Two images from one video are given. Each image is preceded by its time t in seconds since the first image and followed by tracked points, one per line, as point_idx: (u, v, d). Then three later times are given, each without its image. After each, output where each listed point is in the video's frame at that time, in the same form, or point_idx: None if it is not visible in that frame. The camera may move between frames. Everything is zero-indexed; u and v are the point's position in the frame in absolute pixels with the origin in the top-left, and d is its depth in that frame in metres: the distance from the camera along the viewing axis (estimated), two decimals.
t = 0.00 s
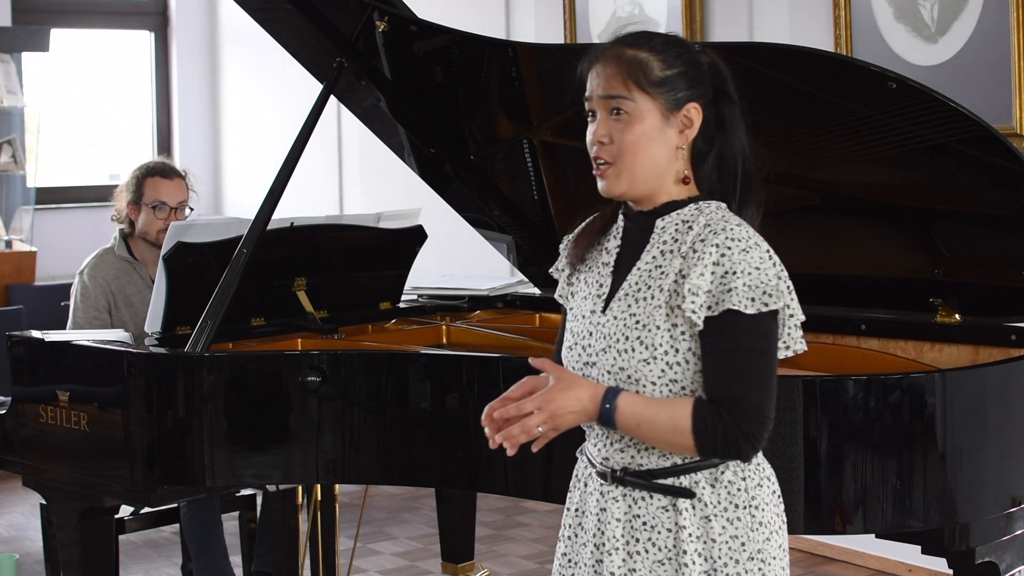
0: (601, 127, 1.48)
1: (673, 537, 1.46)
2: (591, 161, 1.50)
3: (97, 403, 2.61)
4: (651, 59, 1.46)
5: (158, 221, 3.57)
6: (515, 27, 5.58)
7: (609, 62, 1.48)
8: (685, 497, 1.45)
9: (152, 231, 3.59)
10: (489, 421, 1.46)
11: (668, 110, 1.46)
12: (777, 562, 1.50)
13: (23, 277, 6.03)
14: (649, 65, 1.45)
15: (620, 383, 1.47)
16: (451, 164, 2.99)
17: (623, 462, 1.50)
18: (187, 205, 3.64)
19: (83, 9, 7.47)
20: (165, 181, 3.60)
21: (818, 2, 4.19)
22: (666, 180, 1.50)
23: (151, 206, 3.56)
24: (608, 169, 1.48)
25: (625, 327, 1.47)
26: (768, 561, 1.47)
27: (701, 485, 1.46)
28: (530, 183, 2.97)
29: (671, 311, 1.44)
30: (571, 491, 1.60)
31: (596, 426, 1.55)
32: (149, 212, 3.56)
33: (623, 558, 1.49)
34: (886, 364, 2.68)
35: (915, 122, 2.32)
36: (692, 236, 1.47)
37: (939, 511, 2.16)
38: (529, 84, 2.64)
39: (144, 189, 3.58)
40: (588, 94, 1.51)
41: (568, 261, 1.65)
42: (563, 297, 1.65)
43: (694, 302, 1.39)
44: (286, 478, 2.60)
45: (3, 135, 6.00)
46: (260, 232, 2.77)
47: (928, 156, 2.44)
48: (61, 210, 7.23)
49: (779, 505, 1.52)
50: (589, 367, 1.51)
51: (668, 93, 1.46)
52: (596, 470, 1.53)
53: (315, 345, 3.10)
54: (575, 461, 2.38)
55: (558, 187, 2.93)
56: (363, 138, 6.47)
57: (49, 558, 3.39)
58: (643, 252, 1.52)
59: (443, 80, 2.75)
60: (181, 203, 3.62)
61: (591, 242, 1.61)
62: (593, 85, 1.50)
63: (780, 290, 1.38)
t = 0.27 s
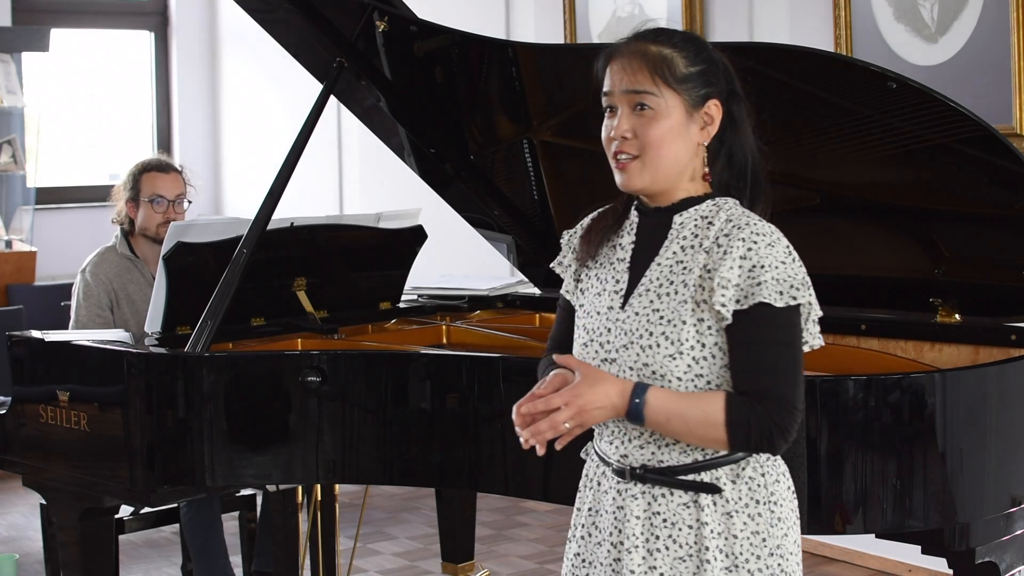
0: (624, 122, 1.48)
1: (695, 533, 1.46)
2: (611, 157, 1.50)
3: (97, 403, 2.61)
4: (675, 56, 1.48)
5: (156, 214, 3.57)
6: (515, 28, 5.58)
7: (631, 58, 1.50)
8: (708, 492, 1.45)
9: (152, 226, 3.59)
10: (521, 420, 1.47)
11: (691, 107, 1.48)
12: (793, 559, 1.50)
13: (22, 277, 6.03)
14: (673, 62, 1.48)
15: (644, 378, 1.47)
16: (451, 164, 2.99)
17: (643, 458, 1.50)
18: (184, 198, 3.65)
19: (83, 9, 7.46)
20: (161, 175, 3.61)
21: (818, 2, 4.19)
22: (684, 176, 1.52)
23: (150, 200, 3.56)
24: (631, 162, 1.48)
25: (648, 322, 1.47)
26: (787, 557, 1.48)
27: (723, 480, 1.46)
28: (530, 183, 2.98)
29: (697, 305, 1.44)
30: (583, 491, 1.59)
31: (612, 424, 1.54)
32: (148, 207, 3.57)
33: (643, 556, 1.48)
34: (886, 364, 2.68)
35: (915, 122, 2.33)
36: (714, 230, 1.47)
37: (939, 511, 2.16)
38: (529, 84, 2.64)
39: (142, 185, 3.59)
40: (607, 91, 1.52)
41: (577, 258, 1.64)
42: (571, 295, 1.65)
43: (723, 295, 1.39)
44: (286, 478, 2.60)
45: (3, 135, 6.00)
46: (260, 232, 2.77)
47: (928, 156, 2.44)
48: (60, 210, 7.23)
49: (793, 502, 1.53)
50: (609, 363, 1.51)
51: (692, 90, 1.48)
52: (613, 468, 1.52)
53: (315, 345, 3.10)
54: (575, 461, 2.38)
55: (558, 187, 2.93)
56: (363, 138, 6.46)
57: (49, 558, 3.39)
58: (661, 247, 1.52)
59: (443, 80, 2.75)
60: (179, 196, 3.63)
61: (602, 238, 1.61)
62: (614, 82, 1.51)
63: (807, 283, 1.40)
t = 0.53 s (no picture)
0: (632, 121, 1.48)
1: (703, 533, 1.46)
2: (618, 155, 1.50)
3: (97, 403, 2.61)
4: (683, 55, 1.48)
5: (157, 213, 3.57)
6: (515, 28, 5.58)
7: (638, 57, 1.50)
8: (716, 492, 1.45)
9: (153, 226, 3.58)
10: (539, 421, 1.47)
11: (699, 106, 1.49)
12: (798, 558, 1.51)
13: (23, 277, 6.03)
14: (681, 61, 1.48)
15: (655, 378, 1.47)
16: (451, 164, 2.99)
17: (650, 458, 1.49)
18: (186, 198, 3.65)
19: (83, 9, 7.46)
20: (164, 175, 3.60)
21: (818, 2, 4.19)
22: (692, 175, 1.52)
23: (151, 199, 3.56)
24: (640, 161, 1.48)
25: (659, 322, 1.47)
26: (794, 557, 1.48)
27: (730, 480, 1.46)
28: (530, 182, 2.98)
29: (709, 305, 1.44)
30: (588, 492, 1.59)
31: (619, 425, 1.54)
32: (149, 206, 3.56)
33: (651, 556, 1.48)
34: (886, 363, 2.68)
35: (915, 122, 2.33)
36: (724, 230, 1.47)
37: (939, 511, 2.16)
38: (529, 84, 2.64)
39: (144, 184, 3.59)
40: (613, 89, 1.52)
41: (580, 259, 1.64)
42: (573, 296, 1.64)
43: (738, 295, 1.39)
44: (287, 478, 2.60)
45: (3, 135, 6.00)
46: (260, 232, 2.77)
47: (928, 156, 2.44)
48: (60, 210, 7.23)
49: (798, 502, 1.54)
50: (618, 363, 1.51)
51: (700, 88, 1.49)
52: (619, 468, 1.52)
53: (315, 345, 3.09)
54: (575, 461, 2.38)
55: (557, 187, 2.93)
56: (363, 138, 6.47)
57: (49, 558, 3.39)
58: (670, 247, 1.51)
59: (443, 80, 2.75)
60: (180, 196, 3.62)
61: (608, 238, 1.60)
62: (621, 81, 1.51)
63: (819, 282, 1.41)
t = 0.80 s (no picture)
0: (627, 121, 1.49)
1: (700, 532, 1.46)
2: (613, 156, 1.50)
3: (97, 403, 2.61)
4: (675, 54, 1.50)
5: (166, 220, 3.56)
6: (515, 28, 5.58)
7: (630, 59, 1.51)
8: (713, 491, 1.45)
9: (160, 231, 3.58)
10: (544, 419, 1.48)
11: (692, 105, 1.50)
12: (796, 558, 1.50)
13: (23, 277, 6.04)
14: (673, 60, 1.49)
15: (653, 377, 1.47)
16: (451, 164, 2.99)
17: (647, 458, 1.49)
18: (194, 204, 3.63)
19: (84, 9, 7.46)
20: (173, 180, 3.58)
21: (818, 2, 4.19)
22: (688, 174, 1.52)
23: (160, 206, 3.55)
24: (637, 161, 1.48)
25: (657, 321, 1.47)
26: (791, 556, 1.48)
27: (727, 479, 1.46)
28: (530, 182, 2.98)
29: (707, 303, 1.44)
30: (585, 491, 1.59)
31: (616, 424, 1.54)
32: (157, 212, 3.56)
33: (648, 555, 1.48)
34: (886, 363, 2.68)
35: (915, 122, 2.33)
36: (721, 229, 1.47)
37: (939, 511, 2.16)
38: (529, 83, 2.64)
39: (152, 188, 3.56)
40: (606, 92, 1.53)
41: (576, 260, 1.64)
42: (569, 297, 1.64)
43: (735, 293, 1.39)
44: (286, 478, 2.60)
45: (3, 135, 6.00)
46: (260, 232, 2.77)
47: (928, 156, 2.44)
48: (60, 210, 7.23)
49: (796, 502, 1.53)
50: (616, 363, 1.50)
51: (693, 86, 1.50)
52: (615, 468, 1.52)
53: (315, 345, 3.09)
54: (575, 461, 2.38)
55: (557, 187, 2.93)
56: (363, 138, 6.46)
57: (49, 558, 3.39)
58: (667, 246, 1.51)
59: (443, 80, 2.75)
60: (188, 203, 3.61)
61: (606, 238, 1.60)
62: (614, 82, 1.51)
63: (815, 280, 1.41)
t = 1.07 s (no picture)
0: (633, 120, 1.49)
1: (704, 533, 1.46)
2: (619, 156, 1.50)
3: (97, 403, 2.61)
4: (678, 54, 1.50)
5: (169, 216, 3.57)
6: (515, 28, 5.58)
7: (633, 59, 1.51)
8: (717, 492, 1.45)
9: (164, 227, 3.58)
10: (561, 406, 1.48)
11: (697, 104, 1.50)
12: (798, 557, 1.51)
13: (23, 277, 6.04)
14: (677, 60, 1.50)
15: (658, 375, 1.46)
16: (451, 164, 2.99)
17: (650, 459, 1.49)
18: (200, 202, 3.63)
19: (84, 9, 7.46)
20: (178, 177, 3.59)
21: (818, 2, 4.19)
22: (692, 173, 1.52)
23: (164, 201, 3.56)
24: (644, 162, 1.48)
25: (662, 319, 1.46)
26: (794, 556, 1.48)
27: (731, 480, 1.46)
28: (530, 182, 2.98)
29: (712, 301, 1.44)
30: (587, 492, 1.59)
31: (620, 425, 1.54)
32: (162, 208, 3.56)
33: (651, 556, 1.48)
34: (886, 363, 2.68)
35: (916, 122, 2.32)
36: (725, 228, 1.47)
37: (939, 511, 2.16)
38: (529, 83, 2.64)
39: (157, 185, 3.58)
40: (608, 92, 1.52)
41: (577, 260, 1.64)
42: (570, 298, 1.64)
43: (742, 289, 1.39)
44: (286, 478, 2.60)
45: (3, 135, 6.00)
46: (260, 232, 2.77)
47: (928, 156, 2.44)
48: (60, 210, 7.23)
49: (798, 502, 1.54)
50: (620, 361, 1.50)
51: (697, 86, 1.50)
52: (618, 468, 1.52)
53: (315, 345, 3.09)
54: (575, 461, 2.38)
55: (557, 187, 2.93)
56: (363, 138, 6.46)
57: (49, 558, 3.39)
58: (671, 245, 1.51)
59: (443, 80, 2.75)
60: (194, 200, 3.61)
61: (607, 239, 1.60)
62: (617, 82, 1.51)
63: (820, 276, 1.41)
